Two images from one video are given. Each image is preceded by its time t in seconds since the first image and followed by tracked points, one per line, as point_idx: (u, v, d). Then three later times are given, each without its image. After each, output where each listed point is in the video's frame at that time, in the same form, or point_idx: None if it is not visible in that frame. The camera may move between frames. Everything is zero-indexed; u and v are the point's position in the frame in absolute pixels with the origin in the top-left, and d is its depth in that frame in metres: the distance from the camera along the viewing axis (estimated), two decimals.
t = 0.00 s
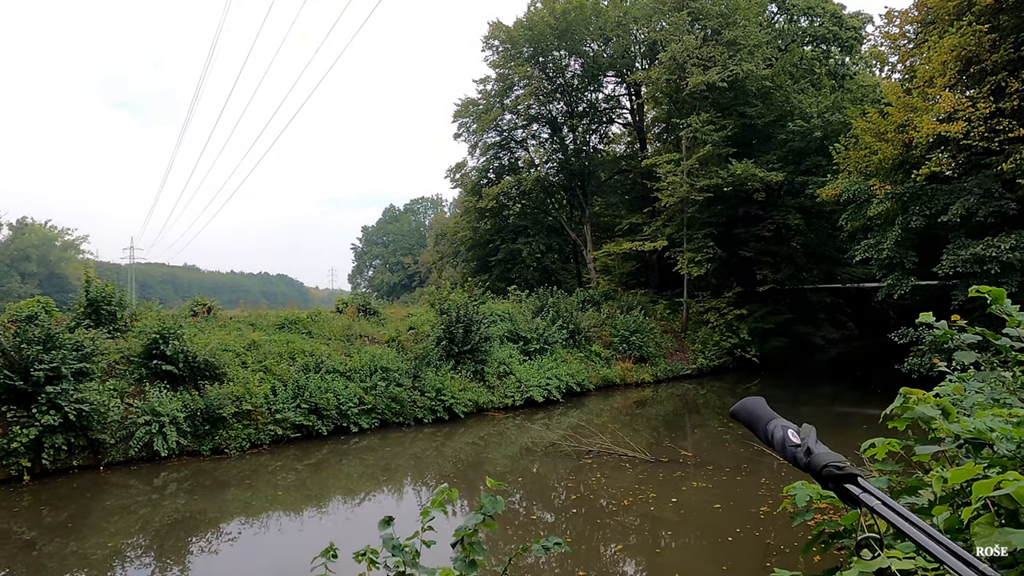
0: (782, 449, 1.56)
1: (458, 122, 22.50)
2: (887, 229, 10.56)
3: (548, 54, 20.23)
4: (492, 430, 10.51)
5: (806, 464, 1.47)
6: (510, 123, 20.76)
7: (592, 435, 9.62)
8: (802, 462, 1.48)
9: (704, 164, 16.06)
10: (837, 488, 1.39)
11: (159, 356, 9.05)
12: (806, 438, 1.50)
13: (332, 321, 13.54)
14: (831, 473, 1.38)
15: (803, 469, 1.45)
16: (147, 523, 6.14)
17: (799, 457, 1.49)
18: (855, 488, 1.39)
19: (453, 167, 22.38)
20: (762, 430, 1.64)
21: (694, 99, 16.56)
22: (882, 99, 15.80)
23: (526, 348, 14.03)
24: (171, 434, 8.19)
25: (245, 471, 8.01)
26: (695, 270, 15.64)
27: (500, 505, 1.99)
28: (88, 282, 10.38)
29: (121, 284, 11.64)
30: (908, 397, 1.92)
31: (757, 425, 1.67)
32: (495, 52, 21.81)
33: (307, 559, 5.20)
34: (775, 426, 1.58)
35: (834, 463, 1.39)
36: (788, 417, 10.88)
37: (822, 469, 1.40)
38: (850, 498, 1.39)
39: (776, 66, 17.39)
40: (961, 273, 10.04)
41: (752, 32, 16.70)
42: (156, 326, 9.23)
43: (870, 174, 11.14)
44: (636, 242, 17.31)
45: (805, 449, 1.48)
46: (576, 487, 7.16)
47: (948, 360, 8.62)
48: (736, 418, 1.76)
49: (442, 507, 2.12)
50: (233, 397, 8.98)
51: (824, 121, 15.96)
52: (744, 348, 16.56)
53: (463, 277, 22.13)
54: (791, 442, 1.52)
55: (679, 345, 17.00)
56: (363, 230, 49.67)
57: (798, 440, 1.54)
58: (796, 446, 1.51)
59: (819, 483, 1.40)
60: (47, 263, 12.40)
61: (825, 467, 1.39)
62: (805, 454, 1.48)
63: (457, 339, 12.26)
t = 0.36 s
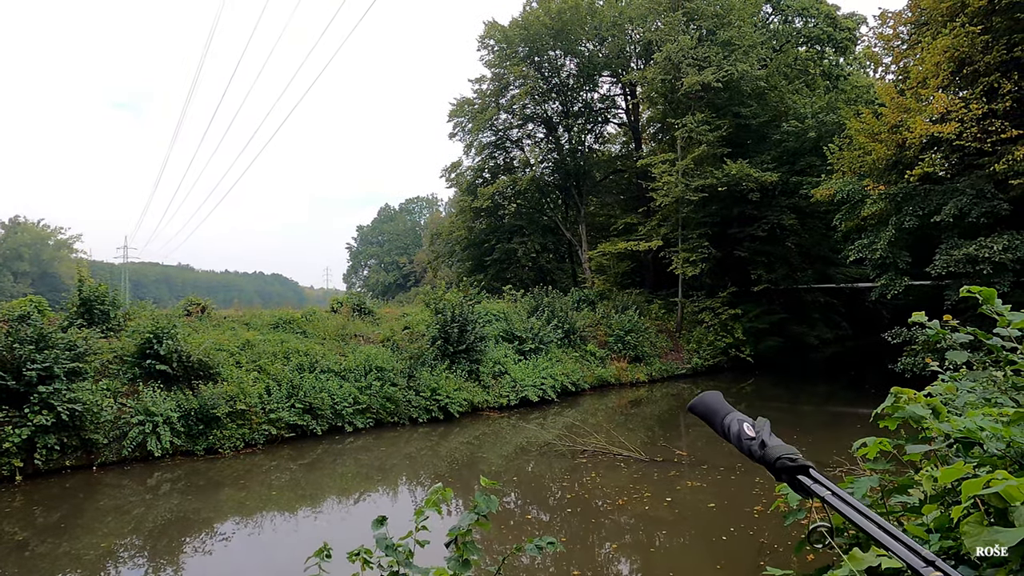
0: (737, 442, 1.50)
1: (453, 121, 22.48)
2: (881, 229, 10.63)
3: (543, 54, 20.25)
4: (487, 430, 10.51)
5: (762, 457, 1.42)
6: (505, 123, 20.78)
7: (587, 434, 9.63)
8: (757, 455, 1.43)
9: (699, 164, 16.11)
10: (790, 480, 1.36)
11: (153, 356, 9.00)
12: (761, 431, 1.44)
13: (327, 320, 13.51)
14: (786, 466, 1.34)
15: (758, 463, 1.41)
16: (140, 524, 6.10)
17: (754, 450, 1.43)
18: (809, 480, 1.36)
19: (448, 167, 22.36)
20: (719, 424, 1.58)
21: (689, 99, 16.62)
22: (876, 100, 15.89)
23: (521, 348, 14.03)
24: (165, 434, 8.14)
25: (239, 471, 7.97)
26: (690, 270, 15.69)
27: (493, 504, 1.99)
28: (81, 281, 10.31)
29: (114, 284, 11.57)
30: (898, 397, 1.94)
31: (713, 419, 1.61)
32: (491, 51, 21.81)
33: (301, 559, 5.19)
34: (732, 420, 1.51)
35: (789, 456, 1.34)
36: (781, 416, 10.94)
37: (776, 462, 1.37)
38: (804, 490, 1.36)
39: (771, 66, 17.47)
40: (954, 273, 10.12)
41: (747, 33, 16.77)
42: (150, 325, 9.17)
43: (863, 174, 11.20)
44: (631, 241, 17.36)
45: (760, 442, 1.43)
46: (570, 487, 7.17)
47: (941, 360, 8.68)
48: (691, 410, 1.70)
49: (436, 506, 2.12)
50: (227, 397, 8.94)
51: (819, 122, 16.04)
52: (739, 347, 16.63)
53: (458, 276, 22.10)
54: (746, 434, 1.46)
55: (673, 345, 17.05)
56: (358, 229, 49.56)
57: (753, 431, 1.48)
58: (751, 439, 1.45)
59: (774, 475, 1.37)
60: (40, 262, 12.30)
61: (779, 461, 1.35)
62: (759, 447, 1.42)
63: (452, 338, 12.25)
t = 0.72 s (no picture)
0: (692, 439, 1.71)
1: (447, 120, 22.42)
2: (874, 229, 10.70)
3: (537, 53, 20.24)
4: (481, 429, 10.51)
5: (713, 453, 1.63)
6: (499, 122, 20.77)
7: (581, 434, 9.65)
8: (710, 451, 1.63)
9: (693, 164, 16.16)
10: (740, 475, 1.56)
11: (145, 355, 8.94)
12: (712, 429, 1.66)
13: (321, 319, 13.46)
14: (735, 460, 1.55)
15: (711, 458, 1.61)
16: (133, 523, 6.06)
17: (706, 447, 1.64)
18: (757, 474, 1.55)
19: (442, 166, 22.31)
20: (675, 424, 1.81)
21: (683, 99, 16.67)
22: (868, 100, 15.99)
23: (515, 347, 14.04)
24: (157, 434, 8.08)
25: (232, 471, 7.93)
26: (684, 269, 15.75)
27: (485, 502, 2.00)
28: (73, 280, 10.22)
29: (107, 282, 11.49)
30: (889, 395, 1.96)
31: (671, 420, 1.83)
32: (485, 50, 21.78)
33: (294, 558, 5.17)
34: (687, 419, 1.74)
35: (738, 452, 1.55)
36: (774, 416, 11.00)
37: (727, 457, 1.57)
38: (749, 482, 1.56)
39: (764, 66, 17.55)
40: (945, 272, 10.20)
41: (741, 33, 16.83)
42: (142, 324, 9.10)
43: (856, 175, 11.28)
44: (625, 241, 17.39)
45: (711, 438, 1.64)
46: (564, 485, 7.19)
47: (933, 359, 8.75)
48: (654, 414, 1.94)
49: (429, 506, 2.13)
50: (220, 396, 8.88)
51: (812, 122, 16.13)
52: (732, 346, 16.70)
53: (452, 276, 22.05)
54: (699, 432, 1.68)
55: (667, 344, 17.11)
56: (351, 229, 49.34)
57: (705, 429, 1.70)
58: (704, 436, 1.66)
59: (725, 470, 1.58)
60: (31, 260, 12.19)
61: (730, 456, 1.56)
62: (711, 443, 1.63)
63: (446, 338, 12.22)
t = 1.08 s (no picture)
0: (695, 443, 1.59)
1: (440, 120, 22.38)
2: (865, 229, 10.79)
3: (531, 53, 20.25)
4: (474, 428, 10.50)
5: (719, 458, 1.53)
6: (493, 121, 20.76)
7: (574, 433, 9.66)
8: (716, 457, 1.53)
9: (686, 164, 16.23)
10: (746, 481, 1.48)
11: (137, 354, 8.86)
12: (719, 433, 1.54)
13: (313, 318, 13.41)
14: (743, 468, 1.47)
15: (717, 465, 1.52)
16: (123, 524, 6.00)
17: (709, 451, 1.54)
18: (763, 480, 1.48)
19: (435, 165, 22.27)
20: (676, 426, 1.67)
21: (677, 99, 16.73)
22: (860, 101, 16.11)
23: (508, 346, 14.04)
24: (148, 434, 8.01)
25: (224, 471, 7.87)
26: (677, 269, 15.81)
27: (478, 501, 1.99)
28: (64, 279, 10.12)
29: (97, 281, 11.39)
30: (878, 394, 1.98)
31: (673, 421, 1.70)
32: (478, 50, 21.77)
33: (286, 559, 5.14)
34: (690, 423, 1.60)
35: (747, 459, 1.47)
36: (766, 415, 11.08)
37: (734, 463, 1.49)
38: (755, 487, 1.50)
39: (757, 67, 17.64)
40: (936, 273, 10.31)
41: (734, 33, 16.90)
42: (133, 324, 9.02)
43: (848, 175, 11.36)
44: (619, 240, 17.45)
45: (717, 444, 1.53)
46: (557, 485, 7.20)
47: (923, 358, 8.83)
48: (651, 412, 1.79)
49: (421, 505, 2.12)
50: (212, 395, 8.82)
51: (805, 122, 16.24)
52: (725, 346, 16.79)
53: (445, 275, 22.02)
54: (704, 437, 1.56)
55: (660, 344, 17.18)
56: (344, 228, 49.19)
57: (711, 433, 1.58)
58: (709, 441, 1.54)
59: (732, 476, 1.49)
60: (20, 259, 12.05)
61: (737, 462, 1.48)
62: (717, 449, 1.52)
63: (440, 337, 12.21)
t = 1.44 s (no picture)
0: (709, 441, 1.57)
1: (434, 117, 22.32)
2: (857, 228, 10.87)
3: (525, 51, 20.24)
4: (468, 427, 10.51)
5: (733, 456, 1.50)
6: (487, 120, 20.74)
7: (568, 432, 9.68)
8: (729, 455, 1.50)
9: (680, 163, 16.29)
10: (760, 479, 1.45)
11: (128, 352, 8.79)
12: (733, 431, 1.52)
13: (306, 317, 13.35)
14: (757, 464, 1.44)
15: (730, 463, 1.50)
16: (115, 523, 5.96)
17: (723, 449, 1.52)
18: (778, 479, 1.45)
19: (429, 163, 22.23)
20: (691, 425, 1.65)
21: (671, 98, 16.78)
22: (853, 101, 16.22)
23: (502, 345, 14.04)
24: (140, 432, 7.95)
25: (217, 469, 7.83)
26: (670, 268, 15.87)
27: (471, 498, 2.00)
28: (55, 276, 10.02)
29: (88, 279, 11.29)
30: (871, 392, 1.99)
31: (686, 421, 1.68)
32: (472, 48, 21.73)
33: (280, 557, 5.12)
34: (704, 421, 1.59)
35: (761, 456, 1.44)
36: (758, 413, 11.15)
37: (748, 461, 1.46)
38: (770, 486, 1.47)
39: (751, 66, 17.71)
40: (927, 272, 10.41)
41: (728, 33, 16.95)
42: (125, 321, 8.95)
43: (840, 174, 11.43)
44: (612, 239, 17.48)
45: (730, 441, 1.51)
46: (551, 483, 7.21)
47: (914, 357, 8.92)
48: (666, 412, 1.78)
49: (415, 503, 2.12)
50: (205, 394, 8.76)
51: (797, 122, 16.35)
52: (718, 344, 16.88)
53: (438, 273, 22.00)
54: (717, 435, 1.54)
55: (653, 342, 17.24)
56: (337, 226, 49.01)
57: (725, 433, 1.56)
58: (723, 439, 1.53)
59: (745, 474, 1.47)
60: (10, 256, 11.91)
61: (752, 460, 1.45)
62: (731, 447, 1.50)
63: (433, 336, 12.20)
